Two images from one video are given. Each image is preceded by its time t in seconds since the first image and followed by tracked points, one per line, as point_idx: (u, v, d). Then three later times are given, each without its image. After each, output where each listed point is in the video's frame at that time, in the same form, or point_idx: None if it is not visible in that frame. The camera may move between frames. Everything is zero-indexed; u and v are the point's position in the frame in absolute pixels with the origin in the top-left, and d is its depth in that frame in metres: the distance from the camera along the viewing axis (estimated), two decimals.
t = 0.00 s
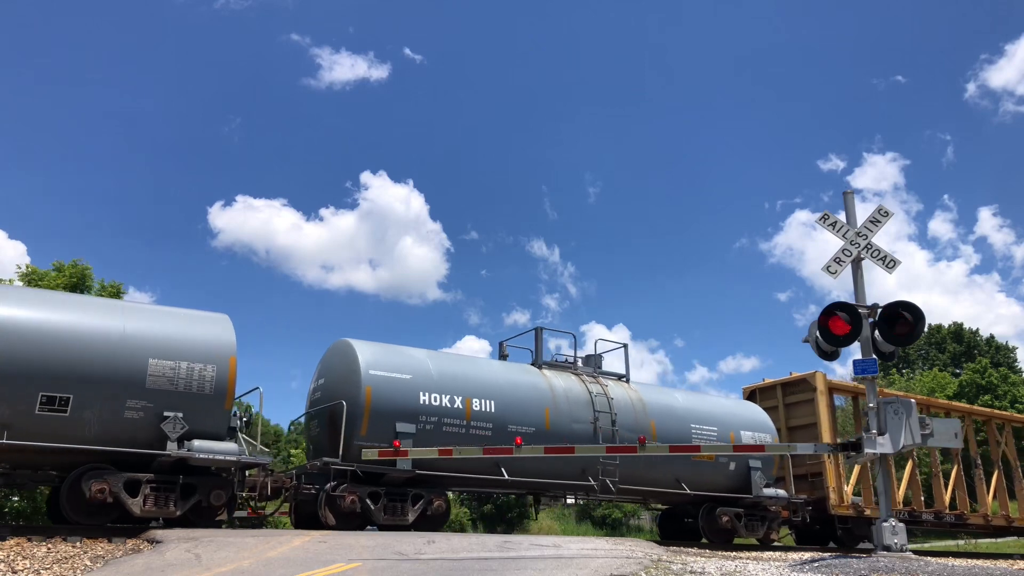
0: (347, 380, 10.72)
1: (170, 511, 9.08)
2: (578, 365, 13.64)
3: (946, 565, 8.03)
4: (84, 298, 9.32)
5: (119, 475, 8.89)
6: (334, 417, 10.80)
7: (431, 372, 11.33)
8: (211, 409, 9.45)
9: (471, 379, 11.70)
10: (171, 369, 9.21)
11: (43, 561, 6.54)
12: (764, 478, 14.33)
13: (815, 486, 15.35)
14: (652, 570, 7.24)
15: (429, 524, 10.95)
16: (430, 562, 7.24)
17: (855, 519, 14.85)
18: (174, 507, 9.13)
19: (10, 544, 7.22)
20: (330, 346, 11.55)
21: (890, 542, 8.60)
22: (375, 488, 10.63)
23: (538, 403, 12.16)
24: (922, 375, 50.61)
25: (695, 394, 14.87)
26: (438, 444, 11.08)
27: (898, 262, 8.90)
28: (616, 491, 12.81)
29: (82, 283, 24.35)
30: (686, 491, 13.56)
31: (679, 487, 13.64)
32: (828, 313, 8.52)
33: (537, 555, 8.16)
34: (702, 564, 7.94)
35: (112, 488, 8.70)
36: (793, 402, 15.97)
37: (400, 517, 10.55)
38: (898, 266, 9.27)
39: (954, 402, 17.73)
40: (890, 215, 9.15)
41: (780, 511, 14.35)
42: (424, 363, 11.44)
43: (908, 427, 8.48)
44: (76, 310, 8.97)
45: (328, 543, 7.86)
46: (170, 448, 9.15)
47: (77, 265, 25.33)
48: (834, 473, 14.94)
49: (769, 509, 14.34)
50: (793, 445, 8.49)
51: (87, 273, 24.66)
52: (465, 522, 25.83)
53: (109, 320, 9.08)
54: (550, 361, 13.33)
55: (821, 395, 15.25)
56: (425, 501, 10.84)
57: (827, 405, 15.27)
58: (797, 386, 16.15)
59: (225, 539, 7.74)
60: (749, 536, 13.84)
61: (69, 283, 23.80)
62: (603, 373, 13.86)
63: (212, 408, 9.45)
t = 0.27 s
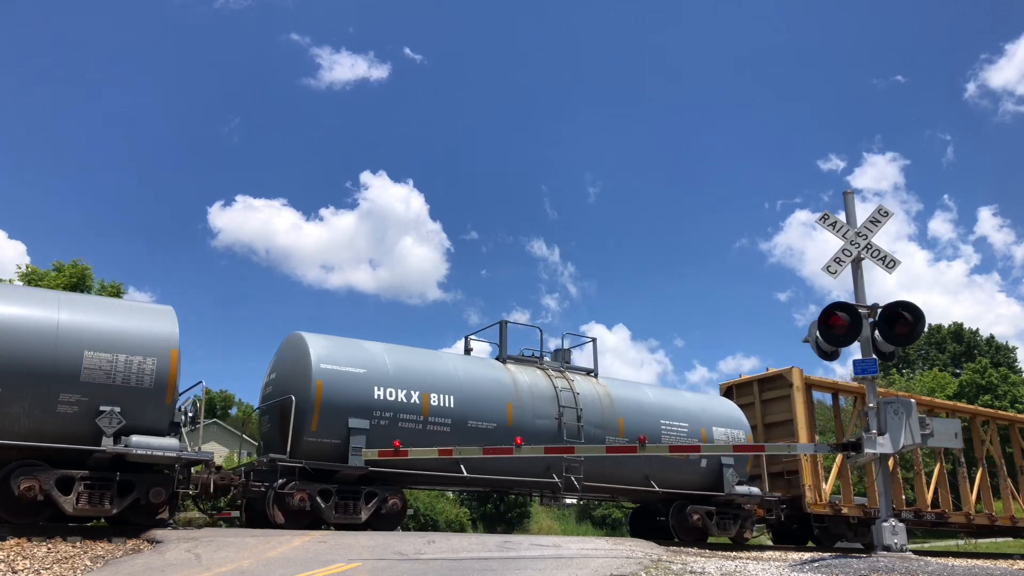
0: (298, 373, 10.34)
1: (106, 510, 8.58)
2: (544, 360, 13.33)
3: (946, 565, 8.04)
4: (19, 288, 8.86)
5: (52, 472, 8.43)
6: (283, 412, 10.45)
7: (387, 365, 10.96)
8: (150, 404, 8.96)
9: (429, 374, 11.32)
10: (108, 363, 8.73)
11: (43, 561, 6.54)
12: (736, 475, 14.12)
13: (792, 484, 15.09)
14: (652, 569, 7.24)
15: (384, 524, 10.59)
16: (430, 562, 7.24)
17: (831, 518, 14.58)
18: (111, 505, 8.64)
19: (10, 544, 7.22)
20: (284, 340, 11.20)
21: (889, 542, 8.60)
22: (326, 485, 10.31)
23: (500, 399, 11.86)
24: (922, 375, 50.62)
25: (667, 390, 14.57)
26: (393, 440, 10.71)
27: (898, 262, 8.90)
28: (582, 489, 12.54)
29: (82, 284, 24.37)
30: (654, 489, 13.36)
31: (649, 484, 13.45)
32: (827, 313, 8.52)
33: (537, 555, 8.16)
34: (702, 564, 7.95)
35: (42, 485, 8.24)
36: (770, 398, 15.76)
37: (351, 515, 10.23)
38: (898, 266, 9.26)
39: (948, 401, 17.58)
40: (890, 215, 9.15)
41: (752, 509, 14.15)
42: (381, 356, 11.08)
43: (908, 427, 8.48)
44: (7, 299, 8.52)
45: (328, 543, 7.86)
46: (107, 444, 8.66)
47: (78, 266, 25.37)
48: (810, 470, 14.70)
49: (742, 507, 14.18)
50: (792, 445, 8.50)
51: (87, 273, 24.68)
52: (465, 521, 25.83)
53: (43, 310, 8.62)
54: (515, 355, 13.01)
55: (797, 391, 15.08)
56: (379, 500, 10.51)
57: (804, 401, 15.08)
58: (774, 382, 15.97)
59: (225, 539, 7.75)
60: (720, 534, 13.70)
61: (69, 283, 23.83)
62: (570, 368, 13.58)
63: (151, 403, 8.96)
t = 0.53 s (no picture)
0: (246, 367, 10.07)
1: (34, 509, 8.21)
2: (508, 354, 13.06)
3: (946, 565, 8.03)
4: None
5: None
6: (229, 406, 10.17)
7: (340, 359, 10.68)
8: (84, 400, 8.59)
9: (384, 368, 11.04)
10: (39, 356, 8.37)
11: (43, 561, 6.54)
12: (707, 473, 13.91)
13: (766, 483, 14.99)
14: (652, 569, 7.24)
15: (334, 523, 10.38)
16: (431, 562, 7.24)
17: (807, 516, 14.48)
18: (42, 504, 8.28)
19: (10, 544, 7.23)
20: (235, 334, 10.91)
21: (890, 542, 8.59)
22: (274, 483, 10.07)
23: (459, 395, 11.58)
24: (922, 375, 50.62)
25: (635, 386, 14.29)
26: (345, 436, 10.43)
27: (898, 261, 8.89)
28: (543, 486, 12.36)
29: (81, 283, 24.35)
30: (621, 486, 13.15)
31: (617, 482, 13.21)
32: (828, 313, 8.52)
33: (537, 555, 8.16)
34: (702, 564, 7.95)
35: None
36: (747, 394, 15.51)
37: (300, 513, 10.01)
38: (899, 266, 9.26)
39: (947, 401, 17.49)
40: (890, 215, 9.14)
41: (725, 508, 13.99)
42: (334, 350, 10.79)
43: (908, 427, 8.48)
44: None
45: (328, 543, 7.87)
46: (37, 439, 8.28)
47: (78, 266, 25.37)
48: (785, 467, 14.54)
49: (714, 505, 14.00)
50: (792, 445, 8.50)
51: (87, 273, 24.66)
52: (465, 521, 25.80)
53: None
54: (479, 350, 12.75)
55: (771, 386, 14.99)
56: (330, 498, 10.28)
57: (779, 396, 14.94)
58: (749, 378, 15.81)
59: (225, 539, 7.75)
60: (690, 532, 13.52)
61: (69, 283, 23.83)
62: (536, 363, 13.33)
63: (85, 399, 8.59)
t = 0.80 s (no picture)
0: (188, 361, 9.56)
1: None
2: (470, 348, 12.54)
3: (946, 565, 8.03)
4: None
5: None
6: (171, 402, 9.66)
7: (289, 353, 10.15)
8: (13, 393, 8.30)
9: (337, 362, 10.51)
10: None
11: (43, 561, 6.53)
12: (677, 470, 13.47)
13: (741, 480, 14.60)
14: (652, 569, 7.24)
15: (283, 521, 9.90)
16: (430, 562, 7.24)
17: (781, 514, 14.05)
18: None
19: (10, 544, 7.22)
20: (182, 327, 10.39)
21: (889, 542, 8.60)
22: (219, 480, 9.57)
23: (416, 389, 11.03)
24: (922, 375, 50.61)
25: (604, 381, 13.77)
26: (292, 432, 9.93)
27: (898, 261, 8.89)
28: (503, 483, 12.03)
29: (81, 283, 24.34)
30: (587, 484, 12.69)
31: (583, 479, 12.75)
32: (828, 313, 8.52)
33: (537, 555, 8.15)
34: (702, 564, 7.95)
35: None
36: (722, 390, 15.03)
37: (245, 511, 9.53)
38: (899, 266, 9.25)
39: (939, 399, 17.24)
40: (891, 215, 9.13)
41: (697, 505, 13.50)
42: (283, 344, 10.27)
43: (908, 427, 8.48)
44: None
45: (328, 543, 7.86)
46: None
47: (78, 266, 25.35)
48: (759, 463, 14.14)
49: (685, 503, 13.54)
50: (792, 445, 8.50)
51: (87, 273, 24.63)
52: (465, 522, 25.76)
53: None
54: (440, 344, 12.19)
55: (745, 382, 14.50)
56: (278, 495, 9.79)
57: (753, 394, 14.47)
58: (724, 373, 15.32)
59: (225, 539, 7.75)
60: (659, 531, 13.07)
61: (69, 283, 23.82)
62: (500, 357, 12.81)
63: (14, 391, 8.30)
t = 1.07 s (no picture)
0: (129, 354, 9.10)
1: None
2: (430, 341, 11.97)
3: (946, 565, 8.02)
4: None
5: None
6: (110, 393, 9.23)
7: (235, 346, 9.65)
8: None
9: (287, 355, 9.99)
10: None
11: (43, 561, 6.54)
12: (645, 467, 13.02)
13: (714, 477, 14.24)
14: (652, 569, 7.24)
15: (229, 519, 9.41)
16: (430, 562, 7.24)
17: (756, 513, 13.77)
18: None
19: (10, 544, 7.23)
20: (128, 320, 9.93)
21: (890, 542, 8.59)
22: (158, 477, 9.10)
23: (370, 383, 10.51)
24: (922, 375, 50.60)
25: (573, 376, 13.25)
26: (238, 427, 9.46)
27: (898, 261, 8.88)
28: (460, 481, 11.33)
29: (81, 283, 24.34)
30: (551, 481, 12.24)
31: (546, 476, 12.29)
32: (827, 313, 8.51)
33: (537, 555, 8.15)
34: (702, 564, 7.95)
35: None
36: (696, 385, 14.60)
37: (186, 509, 9.07)
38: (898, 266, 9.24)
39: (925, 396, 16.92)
40: (890, 215, 9.11)
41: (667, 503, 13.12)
42: (231, 337, 9.76)
43: (908, 426, 8.48)
44: None
45: (328, 543, 7.87)
46: None
47: (77, 266, 25.33)
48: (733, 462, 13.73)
49: (655, 501, 13.14)
50: (793, 445, 8.50)
51: (87, 273, 24.60)
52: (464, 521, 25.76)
53: None
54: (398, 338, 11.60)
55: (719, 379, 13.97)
56: (222, 492, 9.30)
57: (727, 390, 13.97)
58: (698, 369, 14.78)
59: (225, 539, 7.75)
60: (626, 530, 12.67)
61: (69, 283, 23.80)
62: (462, 351, 12.24)
63: None
